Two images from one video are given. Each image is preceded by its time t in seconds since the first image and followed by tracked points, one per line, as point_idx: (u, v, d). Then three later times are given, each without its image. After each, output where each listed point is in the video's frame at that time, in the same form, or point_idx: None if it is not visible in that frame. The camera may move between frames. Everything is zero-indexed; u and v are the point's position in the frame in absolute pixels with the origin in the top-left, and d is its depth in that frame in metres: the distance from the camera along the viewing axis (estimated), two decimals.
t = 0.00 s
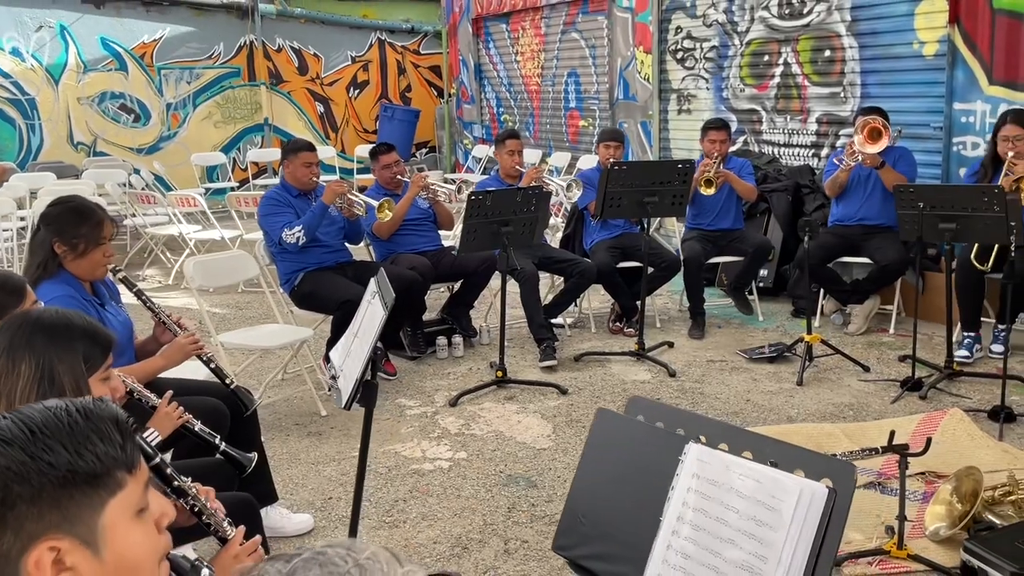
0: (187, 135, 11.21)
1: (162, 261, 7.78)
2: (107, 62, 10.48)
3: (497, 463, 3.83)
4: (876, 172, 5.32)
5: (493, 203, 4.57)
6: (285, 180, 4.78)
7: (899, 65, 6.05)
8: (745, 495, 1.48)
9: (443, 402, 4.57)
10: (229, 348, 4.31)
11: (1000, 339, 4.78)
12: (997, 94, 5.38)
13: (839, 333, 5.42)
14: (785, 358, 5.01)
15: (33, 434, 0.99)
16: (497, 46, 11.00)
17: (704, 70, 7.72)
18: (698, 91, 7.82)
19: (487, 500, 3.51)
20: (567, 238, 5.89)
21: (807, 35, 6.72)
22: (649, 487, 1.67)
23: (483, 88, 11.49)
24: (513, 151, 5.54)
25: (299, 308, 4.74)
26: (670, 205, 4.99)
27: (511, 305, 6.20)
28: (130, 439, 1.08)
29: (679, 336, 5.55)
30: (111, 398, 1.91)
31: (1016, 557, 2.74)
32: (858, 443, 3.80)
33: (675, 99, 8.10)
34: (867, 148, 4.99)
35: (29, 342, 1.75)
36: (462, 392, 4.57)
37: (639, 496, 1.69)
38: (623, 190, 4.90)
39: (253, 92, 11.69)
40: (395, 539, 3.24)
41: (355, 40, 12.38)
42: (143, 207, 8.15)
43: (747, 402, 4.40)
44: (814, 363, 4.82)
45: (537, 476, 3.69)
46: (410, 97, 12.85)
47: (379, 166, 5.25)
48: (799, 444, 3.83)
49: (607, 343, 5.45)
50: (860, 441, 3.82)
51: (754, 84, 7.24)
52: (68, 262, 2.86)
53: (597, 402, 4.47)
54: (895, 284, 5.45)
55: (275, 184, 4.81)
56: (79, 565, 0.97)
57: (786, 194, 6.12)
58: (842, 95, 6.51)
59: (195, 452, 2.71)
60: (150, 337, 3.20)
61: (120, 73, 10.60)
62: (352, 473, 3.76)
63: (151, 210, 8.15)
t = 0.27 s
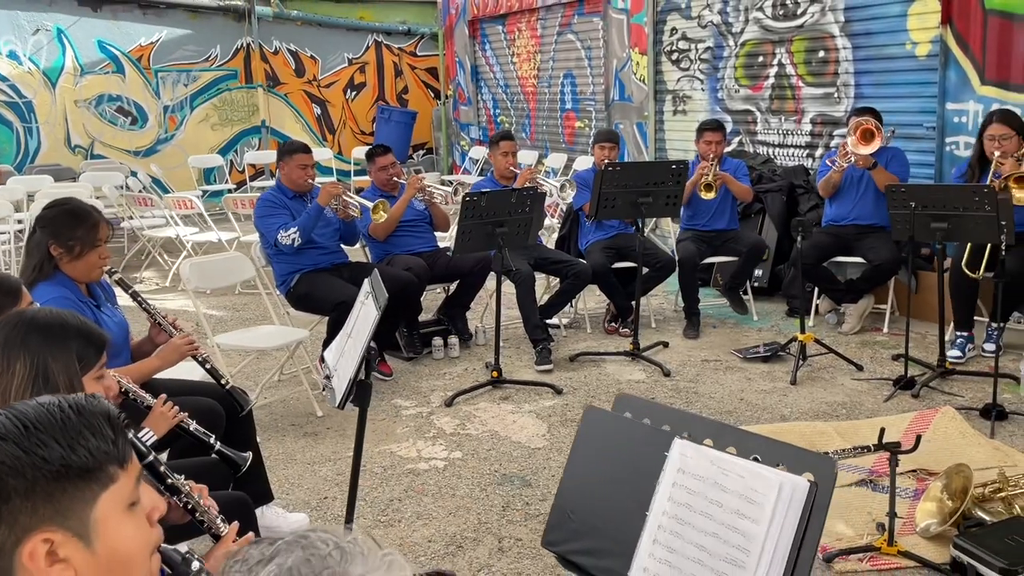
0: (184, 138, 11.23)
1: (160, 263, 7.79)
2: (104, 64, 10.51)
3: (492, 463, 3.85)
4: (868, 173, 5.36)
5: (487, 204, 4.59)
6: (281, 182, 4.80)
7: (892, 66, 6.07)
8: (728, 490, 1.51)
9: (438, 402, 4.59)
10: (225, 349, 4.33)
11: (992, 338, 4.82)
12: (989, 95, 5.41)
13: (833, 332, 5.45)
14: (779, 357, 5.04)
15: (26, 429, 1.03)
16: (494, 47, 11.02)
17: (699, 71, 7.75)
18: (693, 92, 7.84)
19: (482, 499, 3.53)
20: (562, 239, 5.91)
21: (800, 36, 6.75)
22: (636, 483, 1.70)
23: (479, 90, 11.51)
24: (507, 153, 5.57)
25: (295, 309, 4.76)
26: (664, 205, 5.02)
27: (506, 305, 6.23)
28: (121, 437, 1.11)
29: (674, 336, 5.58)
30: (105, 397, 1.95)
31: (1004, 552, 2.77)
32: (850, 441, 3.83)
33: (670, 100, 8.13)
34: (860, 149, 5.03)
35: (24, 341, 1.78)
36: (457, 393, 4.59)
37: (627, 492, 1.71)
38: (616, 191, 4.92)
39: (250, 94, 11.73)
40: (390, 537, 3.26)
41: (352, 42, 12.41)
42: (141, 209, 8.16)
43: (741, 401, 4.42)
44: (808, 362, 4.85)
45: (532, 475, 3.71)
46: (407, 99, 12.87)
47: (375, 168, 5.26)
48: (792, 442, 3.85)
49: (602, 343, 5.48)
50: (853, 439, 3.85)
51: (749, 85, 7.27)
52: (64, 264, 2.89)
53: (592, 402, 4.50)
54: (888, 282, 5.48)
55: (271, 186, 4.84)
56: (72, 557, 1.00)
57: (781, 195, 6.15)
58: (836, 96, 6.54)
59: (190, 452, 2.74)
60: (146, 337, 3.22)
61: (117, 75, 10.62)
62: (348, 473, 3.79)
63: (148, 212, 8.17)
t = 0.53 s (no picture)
0: (181, 140, 11.26)
1: (156, 264, 7.82)
2: (101, 67, 10.54)
3: (484, 460, 3.89)
4: (859, 172, 5.39)
5: (480, 204, 4.63)
6: (275, 183, 4.84)
7: (883, 66, 6.12)
8: (706, 481, 1.54)
9: (432, 401, 4.63)
10: (220, 349, 4.36)
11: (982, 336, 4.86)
12: (979, 94, 5.45)
13: (825, 330, 5.49)
14: (770, 355, 5.07)
15: (14, 421, 1.07)
16: (489, 49, 11.06)
17: (693, 71, 7.79)
18: (687, 92, 7.88)
19: (474, 496, 3.57)
20: (556, 239, 5.95)
21: (792, 36, 6.79)
22: (617, 475, 1.73)
23: (475, 91, 11.56)
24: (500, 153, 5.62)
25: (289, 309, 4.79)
26: (656, 205, 5.06)
27: (501, 304, 6.26)
28: (108, 427, 1.15)
29: (667, 335, 5.62)
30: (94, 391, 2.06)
31: (988, 546, 2.81)
32: (840, 437, 3.86)
33: (664, 100, 8.17)
34: (852, 149, 5.06)
35: (15, 338, 1.85)
36: (451, 391, 4.62)
37: (608, 484, 1.75)
38: (609, 191, 4.96)
39: (246, 96, 11.77)
40: (383, 534, 3.29)
41: (348, 44, 12.45)
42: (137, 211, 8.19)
43: (732, 399, 4.46)
44: (799, 360, 4.88)
45: (524, 472, 3.75)
46: (403, 100, 12.90)
47: (369, 168, 5.28)
48: (782, 439, 3.88)
49: (595, 342, 5.51)
50: (842, 435, 3.88)
51: (741, 85, 7.31)
52: (58, 265, 2.92)
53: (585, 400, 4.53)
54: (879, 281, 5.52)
55: (265, 187, 4.87)
56: (60, 544, 1.04)
57: (773, 194, 6.19)
58: (828, 96, 6.58)
59: (184, 449, 2.77)
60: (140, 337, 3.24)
61: (113, 78, 10.65)
62: (342, 471, 3.82)
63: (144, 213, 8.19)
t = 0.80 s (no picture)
0: (177, 142, 11.29)
1: (152, 266, 7.85)
2: (97, 69, 10.57)
3: (476, 459, 3.92)
4: (850, 173, 5.44)
5: (473, 205, 4.66)
6: (269, 185, 4.87)
7: (873, 67, 6.16)
8: (684, 475, 1.58)
9: (425, 401, 4.66)
10: (214, 349, 4.40)
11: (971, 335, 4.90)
12: (968, 95, 5.50)
13: (816, 329, 5.53)
14: (761, 354, 5.11)
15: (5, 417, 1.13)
16: (484, 51, 11.10)
17: (686, 73, 7.83)
18: (680, 94, 7.92)
19: (466, 494, 3.60)
20: (549, 239, 5.99)
21: (784, 38, 6.84)
22: (599, 470, 1.77)
23: (470, 92, 11.60)
24: (493, 155, 5.65)
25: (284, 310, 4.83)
26: (647, 206, 5.10)
27: (494, 305, 6.30)
28: (94, 425, 1.21)
29: (660, 335, 5.66)
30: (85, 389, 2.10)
31: (972, 542, 2.85)
32: (828, 435, 3.90)
33: (658, 102, 8.21)
34: (842, 150, 5.10)
35: (7, 337, 1.90)
36: (444, 391, 4.66)
37: (590, 480, 1.78)
38: (601, 191, 5.00)
39: (242, 98, 11.80)
40: (375, 532, 3.33)
41: (344, 46, 12.48)
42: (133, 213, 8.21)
43: (723, 397, 4.50)
44: (790, 359, 4.92)
45: (515, 471, 3.78)
46: (399, 102, 12.92)
47: (363, 170, 5.31)
48: (771, 437, 3.92)
49: (588, 342, 5.55)
50: (830, 433, 3.92)
51: (734, 87, 7.35)
52: (52, 266, 2.95)
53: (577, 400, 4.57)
54: (870, 280, 5.56)
55: (259, 189, 4.90)
56: (47, 536, 1.10)
57: (765, 195, 6.23)
58: (820, 97, 6.62)
59: (177, 448, 2.81)
60: (133, 337, 3.28)
61: (109, 80, 10.68)
62: (335, 470, 3.85)
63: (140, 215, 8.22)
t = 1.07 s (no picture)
0: (172, 143, 11.29)
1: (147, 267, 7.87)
2: (92, 71, 10.59)
3: (468, 457, 3.96)
4: (839, 174, 5.48)
5: (464, 206, 4.70)
6: (262, 186, 4.90)
7: (864, 68, 6.20)
8: (663, 467, 1.62)
9: (418, 400, 4.69)
10: (207, 349, 4.42)
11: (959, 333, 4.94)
12: (957, 96, 5.53)
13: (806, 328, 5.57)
14: (751, 353, 5.15)
15: None
16: (478, 52, 11.14)
17: (678, 74, 7.87)
18: (673, 95, 7.96)
19: (457, 491, 3.64)
20: (542, 239, 6.02)
21: (775, 39, 6.88)
22: (581, 464, 1.81)
23: (465, 94, 11.63)
24: (486, 156, 5.69)
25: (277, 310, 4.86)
26: (638, 206, 5.13)
27: (487, 305, 6.33)
28: (83, 416, 1.26)
29: (651, 334, 5.69)
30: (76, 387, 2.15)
31: (956, 536, 2.89)
32: (816, 432, 3.94)
33: (651, 103, 8.25)
34: (832, 151, 5.14)
35: None
36: (436, 390, 4.69)
37: (573, 474, 1.82)
38: (592, 192, 5.03)
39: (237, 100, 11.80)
40: (367, 529, 3.36)
41: (339, 47, 12.50)
42: (128, 214, 8.22)
43: (713, 396, 4.53)
44: (780, 357, 4.96)
45: (506, 469, 3.81)
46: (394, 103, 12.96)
47: (356, 171, 5.33)
48: (759, 435, 3.96)
49: (580, 341, 5.58)
50: (818, 430, 3.96)
51: (726, 87, 7.39)
52: (45, 266, 2.98)
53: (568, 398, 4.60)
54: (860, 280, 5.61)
55: (252, 190, 4.93)
56: (37, 525, 1.17)
57: (756, 195, 6.27)
58: (810, 97, 6.67)
59: (170, 446, 2.84)
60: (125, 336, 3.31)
61: (104, 82, 10.70)
62: (327, 468, 3.88)
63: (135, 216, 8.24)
